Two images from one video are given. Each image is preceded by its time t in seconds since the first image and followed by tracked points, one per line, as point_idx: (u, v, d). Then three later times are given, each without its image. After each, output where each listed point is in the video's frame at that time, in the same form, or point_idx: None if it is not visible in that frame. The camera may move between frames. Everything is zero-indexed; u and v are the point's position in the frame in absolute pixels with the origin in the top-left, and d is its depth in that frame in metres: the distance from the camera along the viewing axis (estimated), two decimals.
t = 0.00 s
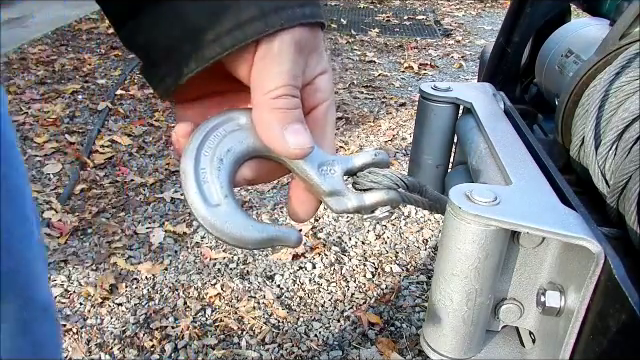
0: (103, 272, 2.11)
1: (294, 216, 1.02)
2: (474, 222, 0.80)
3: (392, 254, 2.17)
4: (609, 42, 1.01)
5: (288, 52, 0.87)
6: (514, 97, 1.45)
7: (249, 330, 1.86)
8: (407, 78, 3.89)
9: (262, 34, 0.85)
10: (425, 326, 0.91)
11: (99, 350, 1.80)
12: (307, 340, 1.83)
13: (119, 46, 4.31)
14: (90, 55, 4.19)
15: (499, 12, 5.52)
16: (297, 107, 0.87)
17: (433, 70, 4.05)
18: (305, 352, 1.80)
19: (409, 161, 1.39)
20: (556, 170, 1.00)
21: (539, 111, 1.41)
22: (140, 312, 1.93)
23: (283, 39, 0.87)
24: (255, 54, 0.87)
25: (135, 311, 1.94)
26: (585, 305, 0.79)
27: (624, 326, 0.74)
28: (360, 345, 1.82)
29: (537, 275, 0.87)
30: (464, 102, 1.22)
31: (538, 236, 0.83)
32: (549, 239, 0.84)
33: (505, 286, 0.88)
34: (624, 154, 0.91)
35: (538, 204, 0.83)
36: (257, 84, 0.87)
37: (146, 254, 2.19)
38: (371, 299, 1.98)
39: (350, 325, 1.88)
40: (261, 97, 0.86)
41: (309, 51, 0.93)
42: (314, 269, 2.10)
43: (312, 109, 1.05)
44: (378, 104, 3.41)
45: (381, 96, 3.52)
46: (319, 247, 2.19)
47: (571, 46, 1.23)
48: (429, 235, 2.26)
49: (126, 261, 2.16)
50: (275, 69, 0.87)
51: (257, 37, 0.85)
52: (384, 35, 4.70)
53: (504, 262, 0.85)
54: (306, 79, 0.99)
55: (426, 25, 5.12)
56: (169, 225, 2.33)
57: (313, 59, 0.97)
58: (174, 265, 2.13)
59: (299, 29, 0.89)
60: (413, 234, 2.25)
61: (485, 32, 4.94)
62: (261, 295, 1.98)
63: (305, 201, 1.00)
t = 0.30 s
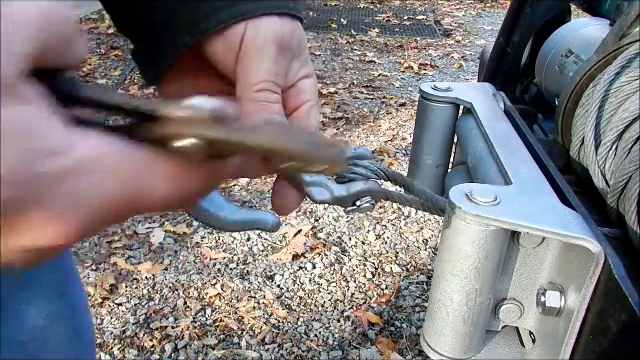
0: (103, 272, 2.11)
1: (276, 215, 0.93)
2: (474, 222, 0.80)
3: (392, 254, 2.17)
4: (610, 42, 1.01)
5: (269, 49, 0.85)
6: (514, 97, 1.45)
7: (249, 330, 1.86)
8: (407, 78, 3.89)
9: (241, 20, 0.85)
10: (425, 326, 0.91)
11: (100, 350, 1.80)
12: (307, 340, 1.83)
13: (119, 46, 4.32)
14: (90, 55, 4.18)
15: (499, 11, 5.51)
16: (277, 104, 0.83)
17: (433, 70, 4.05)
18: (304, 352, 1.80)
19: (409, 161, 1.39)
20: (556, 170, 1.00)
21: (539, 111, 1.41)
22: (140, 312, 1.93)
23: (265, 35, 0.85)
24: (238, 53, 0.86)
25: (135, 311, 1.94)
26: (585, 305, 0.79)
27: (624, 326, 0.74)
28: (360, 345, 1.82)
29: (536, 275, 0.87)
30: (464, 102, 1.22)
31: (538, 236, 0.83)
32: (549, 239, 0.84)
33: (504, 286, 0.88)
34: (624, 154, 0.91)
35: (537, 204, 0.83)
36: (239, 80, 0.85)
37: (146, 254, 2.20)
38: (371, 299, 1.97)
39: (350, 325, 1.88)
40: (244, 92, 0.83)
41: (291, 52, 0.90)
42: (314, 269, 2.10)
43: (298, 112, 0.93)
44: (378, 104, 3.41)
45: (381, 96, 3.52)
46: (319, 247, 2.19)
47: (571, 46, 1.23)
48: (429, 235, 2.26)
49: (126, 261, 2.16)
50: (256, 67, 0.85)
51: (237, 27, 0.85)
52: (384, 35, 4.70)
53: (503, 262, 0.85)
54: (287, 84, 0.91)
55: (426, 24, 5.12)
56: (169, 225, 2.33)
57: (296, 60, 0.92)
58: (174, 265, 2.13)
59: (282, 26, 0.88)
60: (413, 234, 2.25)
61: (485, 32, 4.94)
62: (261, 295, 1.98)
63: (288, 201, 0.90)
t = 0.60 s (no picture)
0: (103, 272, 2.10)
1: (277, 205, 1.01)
2: (474, 222, 0.79)
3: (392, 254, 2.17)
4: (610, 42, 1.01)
5: (275, 48, 1.03)
6: (514, 97, 1.45)
7: (249, 330, 1.86)
8: (407, 78, 3.88)
9: (253, 15, 1.04)
10: (425, 326, 0.91)
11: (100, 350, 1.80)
12: (307, 340, 1.83)
13: (118, 46, 4.32)
14: (90, 55, 4.18)
15: (499, 12, 5.51)
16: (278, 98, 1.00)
17: (433, 70, 4.05)
18: (305, 352, 1.80)
19: (409, 161, 1.39)
20: (556, 170, 1.00)
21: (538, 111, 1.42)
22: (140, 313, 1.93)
23: (273, 35, 1.03)
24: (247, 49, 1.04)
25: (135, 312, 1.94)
26: (585, 305, 0.79)
27: (624, 327, 0.73)
28: (360, 345, 1.82)
29: (537, 275, 0.87)
30: (464, 102, 1.22)
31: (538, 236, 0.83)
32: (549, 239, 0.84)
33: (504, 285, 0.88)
34: (624, 153, 0.90)
35: (537, 205, 0.83)
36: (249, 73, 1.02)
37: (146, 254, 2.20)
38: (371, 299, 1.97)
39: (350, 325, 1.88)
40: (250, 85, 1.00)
41: (297, 56, 1.08)
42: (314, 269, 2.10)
43: (304, 113, 1.12)
44: (378, 104, 3.41)
45: (381, 96, 3.52)
46: (319, 247, 2.19)
47: (571, 46, 1.23)
48: (429, 235, 2.26)
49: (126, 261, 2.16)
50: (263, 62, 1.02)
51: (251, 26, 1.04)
52: (384, 35, 4.70)
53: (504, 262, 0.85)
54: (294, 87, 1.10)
55: (425, 24, 5.11)
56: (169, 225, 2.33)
57: (302, 63, 1.11)
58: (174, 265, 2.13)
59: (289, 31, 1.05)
60: (412, 234, 2.25)
61: (485, 32, 4.94)
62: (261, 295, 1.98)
63: (287, 192, 0.99)
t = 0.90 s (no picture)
0: (103, 272, 2.11)
1: (295, 180, 0.98)
2: (474, 222, 0.80)
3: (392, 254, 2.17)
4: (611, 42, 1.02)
5: (305, 20, 0.90)
6: (514, 97, 1.45)
7: (249, 330, 1.86)
8: (407, 78, 3.88)
9: None
10: (425, 326, 0.91)
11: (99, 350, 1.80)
12: (307, 340, 1.83)
13: (118, 46, 4.32)
14: (90, 55, 4.18)
15: (499, 12, 5.51)
16: (308, 76, 0.90)
17: (433, 70, 4.04)
18: (304, 352, 1.80)
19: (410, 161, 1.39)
20: (556, 170, 1.00)
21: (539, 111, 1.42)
22: (140, 312, 1.93)
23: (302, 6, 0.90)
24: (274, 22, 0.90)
25: (136, 311, 1.94)
26: (585, 305, 0.79)
27: (624, 326, 0.74)
28: (360, 345, 1.82)
29: (537, 275, 0.87)
30: (464, 102, 1.22)
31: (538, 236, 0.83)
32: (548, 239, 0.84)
33: (505, 286, 0.88)
34: (624, 154, 0.90)
35: (537, 205, 0.82)
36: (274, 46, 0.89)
37: (146, 254, 2.20)
38: (371, 299, 1.97)
39: (350, 325, 1.88)
40: (277, 58, 0.88)
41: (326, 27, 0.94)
42: (314, 269, 2.10)
43: (325, 93, 1.03)
44: (378, 104, 3.41)
45: (381, 96, 3.52)
46: (319, 247, 2.19)
47: (571, 46, 1.23)
48: (429, 235, 2.26)
49: (126, 261, 2.16)
50: (292, 35, 0.89)
51: None
52: (384, 35, 4.70)
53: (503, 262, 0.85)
54: (320, 65, 0.98)
55: (426, 24, 5.11)
56: (169, 226, 2.33)
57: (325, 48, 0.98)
58: (173, 265, 2.13)
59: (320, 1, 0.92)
60: (413, 234, 2.25)
61: (485, 32, 4.93)
62: (261, 295, 1.98)
63: (306, 168, 0.97)
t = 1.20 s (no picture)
0: (103, 272, 2.11)
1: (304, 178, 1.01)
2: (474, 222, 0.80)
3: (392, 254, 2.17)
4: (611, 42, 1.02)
5: (313, 21, 0.92)
6: (514, 97, 1.45)
7: (249, 330, 1.86)
8: (407, 78, 3.89)
9: None
10: (425, 326, 0.91)
11: (99, 350, 1.80)
12: (307, 340, 1.83)
13: (118, 46, 4.32)
14: (90, 55, 4.18)
15: (499, 12, 5.51)
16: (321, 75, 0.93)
17: (433, 70, 4.05)
18: (305, 352, 1.80)
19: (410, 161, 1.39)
20: (556, 170, 1.00)
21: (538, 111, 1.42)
22: (140, 312, 1.93)
23: (308, 7, 0.91)
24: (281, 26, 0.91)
25: (136, 311, 1.94)
26: (585, 305, 0.78)
27: (624, 326, 0.72)
28: (360, 345, 1.81)
29: (537, 275, 0.87)
30: (464, 102, 1.22)
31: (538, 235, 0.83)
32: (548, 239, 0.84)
33: (504, 285, 0.88)
34: (624, 153, 0.89)
35: (537, 205, 0.83)
36: (284, 50, 0.92)
37: (146, 254, 2.20)
38: (371, 299, 1.97)
39: (350, 325, 1.88)
40: (290, 62, 0.91)
41: (328, 25, 0.98)
42: (314, 269, 2.10)
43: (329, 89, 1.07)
44: (378, 104, 3.41)
45: (381, 96, 3.53)
46: (319, 247, 2.19)
47: (571, 46, 1.23)
48: (429, 235, 2.26)
49: (126, 261, 2.16)
50: (302, 37, 0.91)
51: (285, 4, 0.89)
52: (385, 35, 4.70)
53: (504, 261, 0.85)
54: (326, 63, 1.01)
55: (426, 24, 5.11)
56: (169, 225, 2.33)
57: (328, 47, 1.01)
58: (173, 265, 2.14)
59: (320, 1, 0.95)
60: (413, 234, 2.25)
61: (485, 32, 4.93)
62: (261, 295, 1.98)
63: (315, 166, 1.00)
